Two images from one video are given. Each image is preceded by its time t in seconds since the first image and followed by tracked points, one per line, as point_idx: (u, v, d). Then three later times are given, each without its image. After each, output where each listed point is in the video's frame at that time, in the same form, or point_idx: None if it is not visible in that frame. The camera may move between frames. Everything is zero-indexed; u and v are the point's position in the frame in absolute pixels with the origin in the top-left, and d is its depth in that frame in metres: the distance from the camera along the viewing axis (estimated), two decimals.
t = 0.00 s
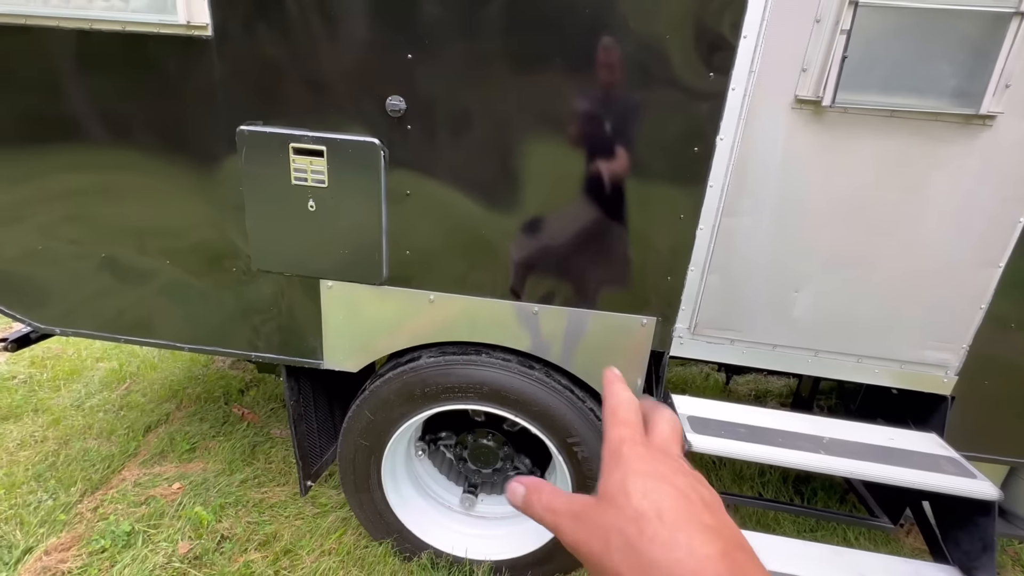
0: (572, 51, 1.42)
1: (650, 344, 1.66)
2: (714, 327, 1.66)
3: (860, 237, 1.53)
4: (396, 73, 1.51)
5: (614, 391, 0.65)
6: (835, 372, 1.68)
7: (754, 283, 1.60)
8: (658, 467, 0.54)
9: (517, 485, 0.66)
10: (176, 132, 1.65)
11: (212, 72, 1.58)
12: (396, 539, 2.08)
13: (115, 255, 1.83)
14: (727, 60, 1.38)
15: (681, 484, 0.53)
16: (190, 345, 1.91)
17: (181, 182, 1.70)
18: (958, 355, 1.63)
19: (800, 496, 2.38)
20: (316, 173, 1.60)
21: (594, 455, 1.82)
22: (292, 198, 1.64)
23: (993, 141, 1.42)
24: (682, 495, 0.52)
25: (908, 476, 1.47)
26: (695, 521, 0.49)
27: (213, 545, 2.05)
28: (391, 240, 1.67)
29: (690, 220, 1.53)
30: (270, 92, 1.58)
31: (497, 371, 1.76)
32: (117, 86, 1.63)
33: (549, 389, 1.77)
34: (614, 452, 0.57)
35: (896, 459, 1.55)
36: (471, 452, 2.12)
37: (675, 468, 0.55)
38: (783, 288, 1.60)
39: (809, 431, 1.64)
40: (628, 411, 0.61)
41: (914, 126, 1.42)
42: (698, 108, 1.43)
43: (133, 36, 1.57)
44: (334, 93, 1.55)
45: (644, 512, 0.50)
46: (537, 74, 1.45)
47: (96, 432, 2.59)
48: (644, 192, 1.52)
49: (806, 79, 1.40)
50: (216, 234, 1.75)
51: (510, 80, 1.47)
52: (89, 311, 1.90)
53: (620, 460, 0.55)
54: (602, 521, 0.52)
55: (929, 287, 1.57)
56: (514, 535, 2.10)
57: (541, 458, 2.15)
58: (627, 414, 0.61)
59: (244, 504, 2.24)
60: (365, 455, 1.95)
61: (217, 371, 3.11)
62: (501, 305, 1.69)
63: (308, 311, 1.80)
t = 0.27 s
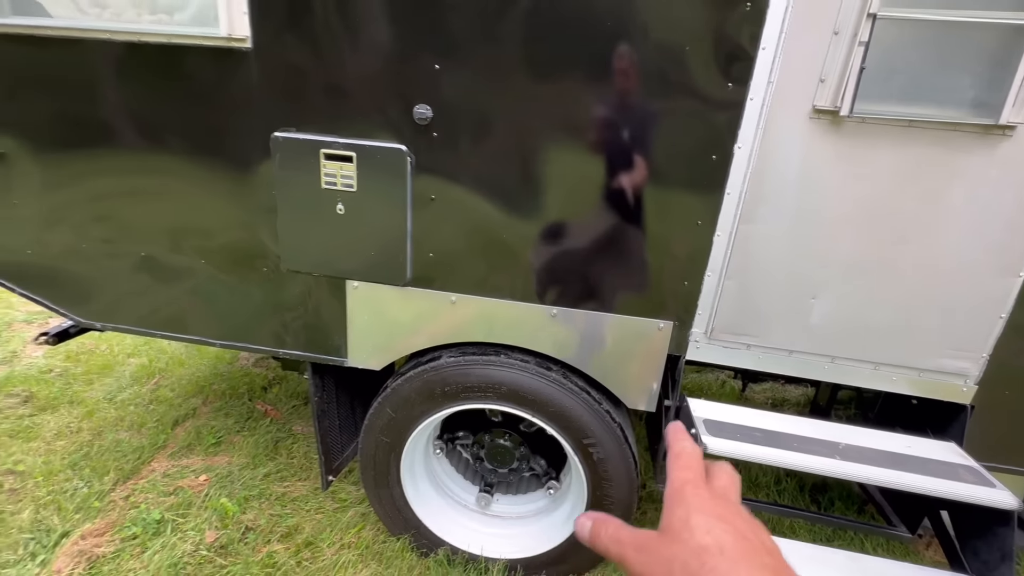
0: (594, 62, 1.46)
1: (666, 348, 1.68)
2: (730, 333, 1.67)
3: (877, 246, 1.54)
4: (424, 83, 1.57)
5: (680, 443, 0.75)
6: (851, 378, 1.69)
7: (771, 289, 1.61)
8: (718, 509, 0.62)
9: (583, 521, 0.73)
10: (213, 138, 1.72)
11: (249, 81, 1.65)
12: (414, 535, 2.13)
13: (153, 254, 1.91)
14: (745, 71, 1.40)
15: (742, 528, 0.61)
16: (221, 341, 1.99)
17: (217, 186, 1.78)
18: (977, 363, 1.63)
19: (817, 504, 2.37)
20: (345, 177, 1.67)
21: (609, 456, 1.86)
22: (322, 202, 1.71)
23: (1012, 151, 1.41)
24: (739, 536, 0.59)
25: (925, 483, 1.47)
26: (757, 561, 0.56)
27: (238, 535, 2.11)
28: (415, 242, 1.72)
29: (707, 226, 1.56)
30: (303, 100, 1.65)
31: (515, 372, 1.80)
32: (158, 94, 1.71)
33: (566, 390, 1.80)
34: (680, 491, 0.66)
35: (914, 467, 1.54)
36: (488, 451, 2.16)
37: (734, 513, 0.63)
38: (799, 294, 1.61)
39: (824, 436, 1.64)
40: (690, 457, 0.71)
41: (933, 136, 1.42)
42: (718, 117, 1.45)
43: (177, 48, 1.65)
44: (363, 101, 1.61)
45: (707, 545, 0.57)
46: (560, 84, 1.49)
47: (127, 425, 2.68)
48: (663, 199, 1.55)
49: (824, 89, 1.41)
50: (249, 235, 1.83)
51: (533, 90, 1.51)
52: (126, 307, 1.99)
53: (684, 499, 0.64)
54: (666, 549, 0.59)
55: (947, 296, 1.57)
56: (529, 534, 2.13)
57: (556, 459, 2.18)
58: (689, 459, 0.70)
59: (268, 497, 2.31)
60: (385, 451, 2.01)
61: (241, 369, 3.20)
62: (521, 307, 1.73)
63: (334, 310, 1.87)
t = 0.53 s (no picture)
0: (627, 76, 1.57)
1: (690, 345, 1.77)
2: (752, 330, 1.76)
3: (895, 249, 1.60)
4: (467, 95, 1.69)
5: (651, 344, 0.59)
6: (869, 376, 1.75)
7: (791, 289, 1.69)
8: (725, 436, 0.48)
9: (574, 451, 0.62)
10: (271, 144, 1.87)
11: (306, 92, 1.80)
12: (445, 520, 2.24)
13: (211, 250, 2.06)
14: (768, 85, 1.49)
15: (745, 450, 0.48)
16: (272, 332, 2.13)
17: (275, 189, 1.93)
18: (994, 364, 1.66)
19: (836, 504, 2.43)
20: (392, 181, 1.81)
21: (634, 448, 1.95)
22: (371, 204, 1.84)
23: None
24: (745, 467, 0.46)
25: (938, 476, 1.54)
26: (765, 502, 0.44)
27: (280, 515, 2.24)
28: (455, 242, 1.85)
29: (730, 229, 1.65)
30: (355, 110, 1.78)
31: (544, 365, 1.91)
32: (224, 104, 1.86)
33: (594, 383, 1.91)
34: (665, 420, 0.51)
35: (929, 460, 1.61)
36: (515, 443, 2.25)
37: (735, 434, 0.49)
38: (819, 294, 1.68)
39: (842, 430, 1.71)
40: (672, 367, 0.56)
41: (949, 146, 1.48)
42: (742, 127, 1.54)
43: (243, 64, 1.80)
44: (411, 111, 1.74)
45: (707, 497, 0.44)
46: (594, 96, 1.60)
47: (174, 412, 2.84)
48: (690, 204, 1.64)
49: (843, 101, 1.50)
50: (300, 234, 1.97)
51: (569, 102, 1.62)
52: (187, 298, 2.15)
53: (676, 432, 0.49)
54: (660, 497, 0.46)
55: (965, 298, 1.61)
56: (554, 523, 2.23)
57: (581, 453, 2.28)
58: (670, 368, 0.56)
59: (306, 482, 2.44)
60: (420, 439, 2.12)
61: (277, 363, 3.35)
62: (551, 304, 1.84)
63: (377, 304, 1.99)
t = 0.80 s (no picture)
0: (655, 92, 1.72)
1: (710, 340, 1.91)
2: (769, 327, 1.87)
3: (904, 252, 1.70)
4: (507, 108, 1.85)
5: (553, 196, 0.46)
6: (881, 373, 1.83)
7: (807, 288, 1.80)
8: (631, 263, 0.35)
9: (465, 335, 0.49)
10: (329, 151, 2.08)
11: (360, 104, 1.99)
12: (474, 504, 2.38)
13: (270, 247, 2.29)
14: (786, 101, 1.63)
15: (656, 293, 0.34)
16: (321, 324, 2.33)
17: (326, 192, 2.13)
18: (1001, 363, 1.74)
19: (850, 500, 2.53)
20: (437, 186, 1.98)
21: (655, 436, 2.08)
22: (417, 206, 2.02)
23: None
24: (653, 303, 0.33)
25: (942, 463, 1.66)
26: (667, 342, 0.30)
27: (323, 494, 2.42)
28: (493, 242, 2.01)
29: (750, 233, 1.78)
30: (405, 121, 1.96)
31: (573, 357, 2.06)
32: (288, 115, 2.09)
33: (619, 375, 2.05)
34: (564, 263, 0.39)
35: (934, 449, 1.73)
36: (542, 433, 2.40)
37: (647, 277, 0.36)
38: (833, 294, 1.79)
39: (854, 421, 1.83)
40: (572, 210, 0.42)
41: (955, 158, 1.59)
42: (761, 139, 1.68)
43: (305, 80, 2.02)
44: (455, 122, 1.91)
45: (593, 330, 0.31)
46: (624, 111, 1.75)
47: (219, 399, 3.05)
48: (712, 209, 1.78)
49: (856, 116, 1.61)
50: (351, 234, 2.15)
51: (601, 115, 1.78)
52: (248, 291, 2.39)
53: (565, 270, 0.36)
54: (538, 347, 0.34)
55: (971, 300, 1.70)
56: (577, 509, 2.35)
57: (604, 444, 2.42)
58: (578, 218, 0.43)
59: (344, 466, 2.61)
60: (454, 425, 2.27)
61: (312, 357, 3.53)
62: (581, 300, 1.99)
63: (418, 299, 2.16)
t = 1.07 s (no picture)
0: (675, 107, 1.80)
1: (726, 345, 1.97)
2: (783, 333, 1.93)
3: (917, 264, 1.74)
4: (533, 121, 1.94)
5: None
6: (894, 380, 1.87)
7: (821, 297, 1.86)
8: None
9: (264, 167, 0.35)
10: (363, 159, 2.18)
11: (393, 116, 2.09)
12: (493, 501, 2.45)
13: (303, 250, 2.40)
14: (802, 116, 1.71)
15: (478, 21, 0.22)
16: (350, 324, 2.43)
17: (358, 199, 2.24)
18: (1012, 371, 1.77)
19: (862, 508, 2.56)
20: (465, 195, 2.07)
21: (671, 438, 2.14)
22: (445, 213, 2.12)
23: None
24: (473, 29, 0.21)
25: (952, 468, 1.70)
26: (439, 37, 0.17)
27: (347, 488, 2.51)
28: (517, 248, 2.09)
29: (766, 242, 1.85)
30: (435, 132, 2.06)
31: (592, 360, 2.13)
32: (324, 125, 2.20)
33: (636, 378, 2.12)
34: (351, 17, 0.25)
35: (945, 454, 1.76)
36: (560, 434, 2.47)
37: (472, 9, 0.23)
38: (846, 302, 1.84)
39: (867, 426, 1.86)
40: None
41: (967, 173, 1.63)
42: (777, 151, 1.76)
43: (341, 92, 2.15)
44: (483, 133, 2.01)
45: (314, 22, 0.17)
46: (645, 124, 1.84)
47: (247, 396, 3.16)
48: (728, 218, 1.86)
49: (869, 132, 1.67)
50: (380, 238, 2.26)
51: (623, 128, 1.86)
52: (281, 292, 2.50)
53: None
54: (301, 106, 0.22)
55: (984, 311, 1.73)
56: (593, 509, 2.41)
57: (620, 446, 2.48)
58: None
59: (367, 462, 2.70)
60: (475, 424, 2.35)
61: (334, 357, 3.64)
62: (600, 305, 2.07)
63: (444, 302, 2.25)
